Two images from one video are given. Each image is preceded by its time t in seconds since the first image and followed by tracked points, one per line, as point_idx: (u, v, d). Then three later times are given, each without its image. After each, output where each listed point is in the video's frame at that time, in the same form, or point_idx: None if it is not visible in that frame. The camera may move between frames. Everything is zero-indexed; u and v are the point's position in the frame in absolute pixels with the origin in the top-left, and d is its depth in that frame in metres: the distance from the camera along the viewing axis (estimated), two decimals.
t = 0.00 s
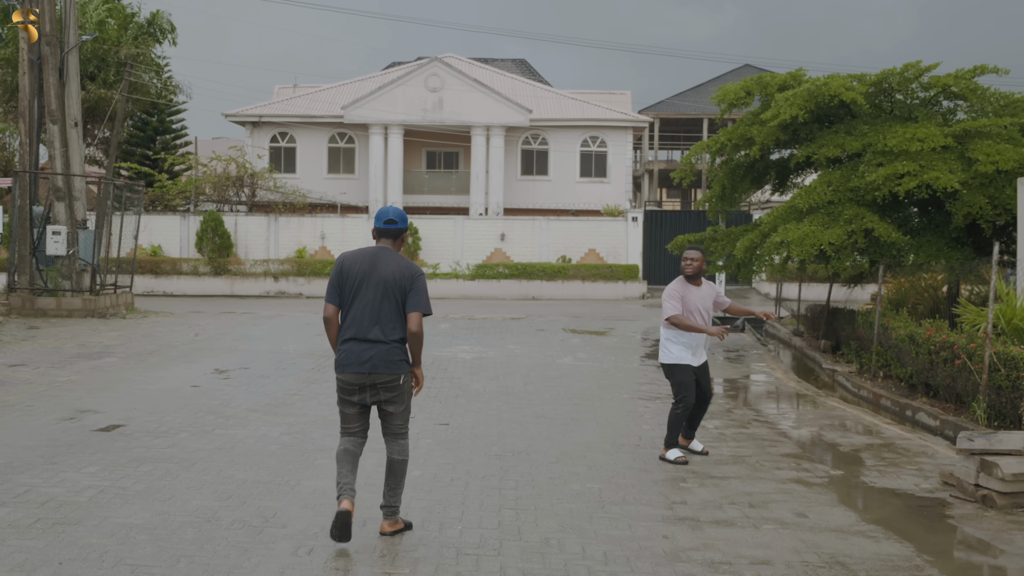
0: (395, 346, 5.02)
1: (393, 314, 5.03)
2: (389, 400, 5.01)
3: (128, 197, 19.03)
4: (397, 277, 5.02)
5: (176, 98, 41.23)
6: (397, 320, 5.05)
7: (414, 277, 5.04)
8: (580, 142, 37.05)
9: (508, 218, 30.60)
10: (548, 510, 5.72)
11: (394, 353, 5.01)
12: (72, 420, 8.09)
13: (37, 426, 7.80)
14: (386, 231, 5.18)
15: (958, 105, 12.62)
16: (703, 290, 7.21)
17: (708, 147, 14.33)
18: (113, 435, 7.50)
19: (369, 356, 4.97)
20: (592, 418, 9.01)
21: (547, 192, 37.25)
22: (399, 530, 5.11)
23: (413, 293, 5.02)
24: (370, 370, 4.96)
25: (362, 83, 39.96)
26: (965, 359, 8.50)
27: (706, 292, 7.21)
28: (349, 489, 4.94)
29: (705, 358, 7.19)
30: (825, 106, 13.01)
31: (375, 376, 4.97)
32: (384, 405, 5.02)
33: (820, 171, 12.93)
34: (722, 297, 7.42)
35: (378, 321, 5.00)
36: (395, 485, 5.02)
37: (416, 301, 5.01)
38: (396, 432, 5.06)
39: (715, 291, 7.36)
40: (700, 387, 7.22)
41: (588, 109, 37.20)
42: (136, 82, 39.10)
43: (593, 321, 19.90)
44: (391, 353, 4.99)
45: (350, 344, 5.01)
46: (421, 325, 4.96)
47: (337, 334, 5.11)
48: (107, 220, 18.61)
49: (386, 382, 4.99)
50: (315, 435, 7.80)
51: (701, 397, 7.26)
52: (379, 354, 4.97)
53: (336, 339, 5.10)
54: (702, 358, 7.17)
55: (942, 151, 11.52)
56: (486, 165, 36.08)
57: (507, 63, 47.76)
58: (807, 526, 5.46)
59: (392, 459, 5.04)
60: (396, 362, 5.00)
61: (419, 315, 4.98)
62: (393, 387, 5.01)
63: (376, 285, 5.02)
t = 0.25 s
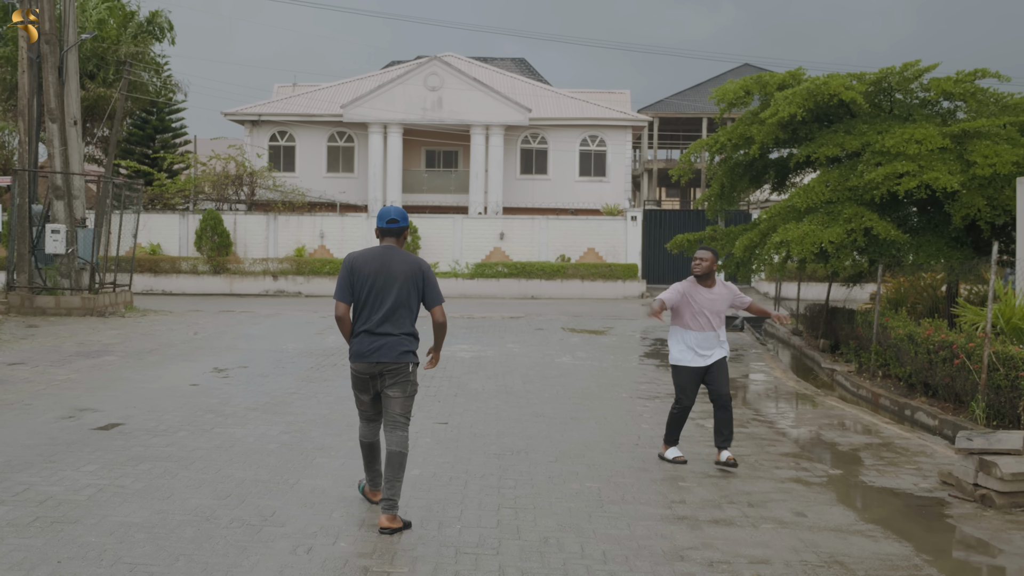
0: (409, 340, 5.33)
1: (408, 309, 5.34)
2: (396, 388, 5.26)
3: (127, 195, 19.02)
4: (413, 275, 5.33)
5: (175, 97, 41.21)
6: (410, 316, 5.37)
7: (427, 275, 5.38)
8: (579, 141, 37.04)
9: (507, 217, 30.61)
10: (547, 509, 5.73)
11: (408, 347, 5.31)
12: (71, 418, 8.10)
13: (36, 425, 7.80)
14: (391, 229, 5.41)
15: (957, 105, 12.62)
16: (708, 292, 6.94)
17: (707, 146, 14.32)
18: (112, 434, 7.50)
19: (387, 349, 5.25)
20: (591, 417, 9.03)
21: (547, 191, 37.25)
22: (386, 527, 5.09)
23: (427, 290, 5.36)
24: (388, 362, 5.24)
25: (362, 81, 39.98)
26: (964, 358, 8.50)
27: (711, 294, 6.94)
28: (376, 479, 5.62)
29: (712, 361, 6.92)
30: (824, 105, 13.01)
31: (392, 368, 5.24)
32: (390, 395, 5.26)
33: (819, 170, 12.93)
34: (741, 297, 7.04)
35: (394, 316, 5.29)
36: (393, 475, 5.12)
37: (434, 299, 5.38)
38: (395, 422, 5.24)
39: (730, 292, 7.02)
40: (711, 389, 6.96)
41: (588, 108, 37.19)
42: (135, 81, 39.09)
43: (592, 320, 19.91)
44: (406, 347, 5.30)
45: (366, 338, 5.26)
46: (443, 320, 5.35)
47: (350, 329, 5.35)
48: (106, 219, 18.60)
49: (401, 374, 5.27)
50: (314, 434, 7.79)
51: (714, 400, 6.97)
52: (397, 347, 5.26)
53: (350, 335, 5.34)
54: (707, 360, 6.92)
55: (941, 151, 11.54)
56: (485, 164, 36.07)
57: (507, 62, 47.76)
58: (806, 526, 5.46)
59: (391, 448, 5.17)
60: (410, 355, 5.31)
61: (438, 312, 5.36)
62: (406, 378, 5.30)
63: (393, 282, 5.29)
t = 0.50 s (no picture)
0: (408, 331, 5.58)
1: (405, 303, 5.58)
2: (402, 379, 5.60)
3: (126, 194, 18.99)
4: (409, 269, 5.57)
5: (175, 96, 41.19)
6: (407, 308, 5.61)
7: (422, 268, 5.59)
8: (579, 140, 37.03)
9: (507, 216, 30.60)
10: (546, 508, 5.73)
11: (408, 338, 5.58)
12: (70, 417, 8.09)
13: (35, 423, 7.80)
14: (389, 224, 5.67)
15: (956, 106, 12.63)
16: (715, 292, 6.81)
17: (706, 144, 14.31)
18: (112, 432, 7.50)
19: (384, 341, 5.53)
20: (591, 416, 9.03)
21: (546, 190, 37.24)
22: (405, 480, 5.41)
23: (422, 283, 5.58)
24: (387, 354, 5.53)
25: (362, 80, 39.96)
26: (963, 358, 8.51)
27: (717, 294, 6.81)
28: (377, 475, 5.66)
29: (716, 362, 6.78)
30: (823, 105, 13.01)
31: (392, 359, 5.53)
32: (395, 384, 5.59)
33: (818, 170, 12.92)
34: (754, 298, 6.77)
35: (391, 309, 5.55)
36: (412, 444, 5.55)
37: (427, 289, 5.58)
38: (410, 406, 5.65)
39: (742, 293, 6.79)
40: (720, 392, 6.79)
41: (587, 108, 37.19)
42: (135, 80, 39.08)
43: (592, 320, 19.90)
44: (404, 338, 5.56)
45: (367, 331, 5.56)
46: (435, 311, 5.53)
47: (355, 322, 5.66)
48: (106, 218, 18.60)
49: (401, 364, 5.56)
50: (313, 433, 7.79)
51: (722, 407, 6.79)
52: (395, 339, 5.53)
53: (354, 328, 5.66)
54: (712, 362, 6.79)
55: (942, 151, 11.54)
56: (485, 163, 36.06)
57: (506, 61, 47.75)
58: (805, 525, 5.46)
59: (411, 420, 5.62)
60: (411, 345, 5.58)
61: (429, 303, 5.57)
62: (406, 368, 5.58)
63: (390, 277, 5.56)
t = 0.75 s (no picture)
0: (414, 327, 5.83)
1: (408, 302, 5.82)
2: (410, 374, 5.87)
3: (126, 194, 18.98)
4: (411, 269, 5.79)
5: (174, 95, 41.17)
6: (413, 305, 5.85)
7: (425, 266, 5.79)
8: (578, 140, 37.03)
9: (506, 216, 30.59)
10: (545, 508, 5.72)
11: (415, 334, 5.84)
12: (69, 417, 8.07)
13: (34, 423, 7.78)
14: (395, 224, 5.88)
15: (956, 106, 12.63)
16: (714, 289, 6.82)
17: (705, 144, 14.31)
18: (111, 432, 7.49)
19: (390, 337, 5.78)
20: (590, 416, 9.02)
21: (545, 190, 37.24)
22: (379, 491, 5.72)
23: (425, 282, 5.77)
24: (392, 351, 5.79)
25: (361, 80, 39.94)
26: (962, 358, 8.51)
27: (716, 291, 6.81)
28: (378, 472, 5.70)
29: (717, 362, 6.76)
30: (822, 105, 13.01)
31: (396, 356, 5.79)
32: (401, 380, 5.85)
33: (817, 169, 12.93)
34: (752, 295, 6.69)
35: (397, 308, 5.79)
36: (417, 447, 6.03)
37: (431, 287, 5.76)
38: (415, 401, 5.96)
39: (740, 289, 6.74)
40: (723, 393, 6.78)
41: (587, 107, 37.19)
42: (134, 79, 39.05)
43: (591, 320, 19.89)
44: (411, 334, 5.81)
45: (373, 328, 5.83)
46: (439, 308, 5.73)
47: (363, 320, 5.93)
48: (105, 217, 18.60)
49: (407, 359, 5.82)
50: (312, 432, 7.79)
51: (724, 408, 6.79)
52: (400, 335, 5.78)
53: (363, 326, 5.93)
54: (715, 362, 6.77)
55: (943, 150, 11.54)
56: (484, 163, 36.05)
57: (506, 61, 47.74)
58: (804, 525, 5.46)
59: (414, 426, 5.99)
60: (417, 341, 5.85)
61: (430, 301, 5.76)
62: (411, 362, 5.84)
63: (394, 277, 5.80)
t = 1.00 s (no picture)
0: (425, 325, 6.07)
1: (420, 300, 6.06)
2: (421, 371, 6.07)
3: (125, 193, 18.96)
4: (423, 268, 6.05)
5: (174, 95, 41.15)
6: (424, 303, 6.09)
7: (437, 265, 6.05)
8: (578, 140, 37.04)
9: (506, 216, 30.59)
10: (544, 508, 5.72)
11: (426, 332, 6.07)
12: (68, 417, 8.06)
13: (33, 423, 7.77)
14: (400, 225, 6.11)
15: (954, 106, 12.63)
16: (697, 291, 6.74)
17: (704, 145, 14.32)
18: (110, 432, 7.47)
19: (404, 335, 5.98)
20: (589, 416, 9.01)
21: (544, 190, 37.25)
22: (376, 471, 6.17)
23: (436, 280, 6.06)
24: (406, 347, 6.00)
25: (361, 80, 39.94)
26: (961, 358, 8.51)
27: (699, 292, 6.72)
28: (377, 450, 6.15)
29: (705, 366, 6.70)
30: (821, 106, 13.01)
31: (409, 353, 6.00)
32: (414, 376, 6.07)
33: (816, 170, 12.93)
34: (729, 295, 6.52)
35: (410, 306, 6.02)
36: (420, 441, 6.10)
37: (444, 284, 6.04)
38: (422, 397, 6.13)
39: (720, 290, 6.59)
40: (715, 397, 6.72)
41: (586, 108, 37.20)
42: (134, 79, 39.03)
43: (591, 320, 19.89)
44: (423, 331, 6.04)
45: (386, 327, 6.02)
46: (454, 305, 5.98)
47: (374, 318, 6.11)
48: (104, 217, 18.60)
49: (420, 355, 6.04)
50: (312, 432, 7.79)
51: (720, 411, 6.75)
52: (413, 333, 6.00)
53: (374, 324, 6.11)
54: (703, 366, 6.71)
55: (944, 149, 11.54)
56: (483, 163, 36.05)
57: (505, 61, 47.74)
58: (804, 525, 5.47)
59: (419, 418, 6.10)
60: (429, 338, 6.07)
61: (441, 300, 6.03)
62: (423, 358, 6.06)
63: (406, 276, 6.01)
